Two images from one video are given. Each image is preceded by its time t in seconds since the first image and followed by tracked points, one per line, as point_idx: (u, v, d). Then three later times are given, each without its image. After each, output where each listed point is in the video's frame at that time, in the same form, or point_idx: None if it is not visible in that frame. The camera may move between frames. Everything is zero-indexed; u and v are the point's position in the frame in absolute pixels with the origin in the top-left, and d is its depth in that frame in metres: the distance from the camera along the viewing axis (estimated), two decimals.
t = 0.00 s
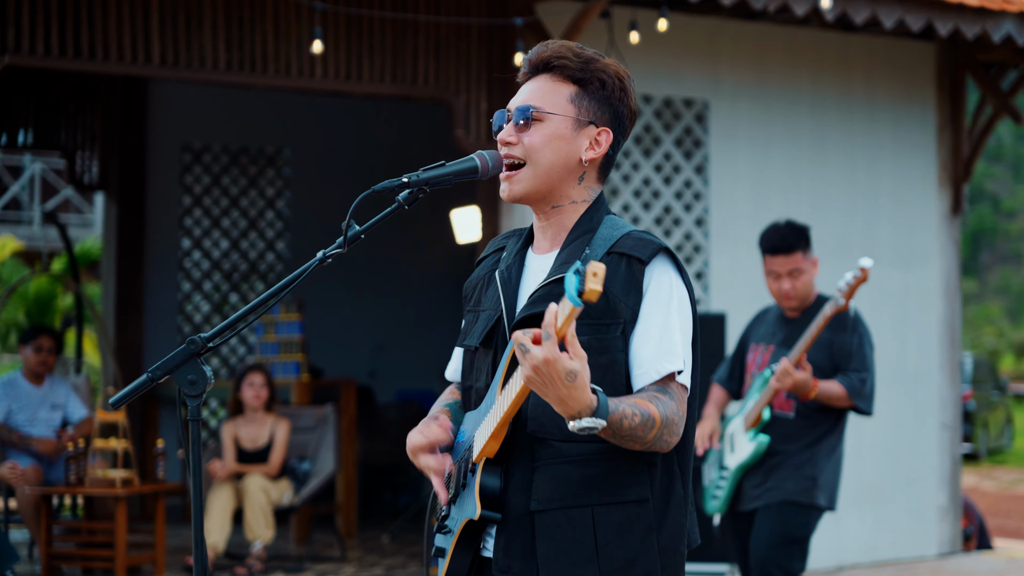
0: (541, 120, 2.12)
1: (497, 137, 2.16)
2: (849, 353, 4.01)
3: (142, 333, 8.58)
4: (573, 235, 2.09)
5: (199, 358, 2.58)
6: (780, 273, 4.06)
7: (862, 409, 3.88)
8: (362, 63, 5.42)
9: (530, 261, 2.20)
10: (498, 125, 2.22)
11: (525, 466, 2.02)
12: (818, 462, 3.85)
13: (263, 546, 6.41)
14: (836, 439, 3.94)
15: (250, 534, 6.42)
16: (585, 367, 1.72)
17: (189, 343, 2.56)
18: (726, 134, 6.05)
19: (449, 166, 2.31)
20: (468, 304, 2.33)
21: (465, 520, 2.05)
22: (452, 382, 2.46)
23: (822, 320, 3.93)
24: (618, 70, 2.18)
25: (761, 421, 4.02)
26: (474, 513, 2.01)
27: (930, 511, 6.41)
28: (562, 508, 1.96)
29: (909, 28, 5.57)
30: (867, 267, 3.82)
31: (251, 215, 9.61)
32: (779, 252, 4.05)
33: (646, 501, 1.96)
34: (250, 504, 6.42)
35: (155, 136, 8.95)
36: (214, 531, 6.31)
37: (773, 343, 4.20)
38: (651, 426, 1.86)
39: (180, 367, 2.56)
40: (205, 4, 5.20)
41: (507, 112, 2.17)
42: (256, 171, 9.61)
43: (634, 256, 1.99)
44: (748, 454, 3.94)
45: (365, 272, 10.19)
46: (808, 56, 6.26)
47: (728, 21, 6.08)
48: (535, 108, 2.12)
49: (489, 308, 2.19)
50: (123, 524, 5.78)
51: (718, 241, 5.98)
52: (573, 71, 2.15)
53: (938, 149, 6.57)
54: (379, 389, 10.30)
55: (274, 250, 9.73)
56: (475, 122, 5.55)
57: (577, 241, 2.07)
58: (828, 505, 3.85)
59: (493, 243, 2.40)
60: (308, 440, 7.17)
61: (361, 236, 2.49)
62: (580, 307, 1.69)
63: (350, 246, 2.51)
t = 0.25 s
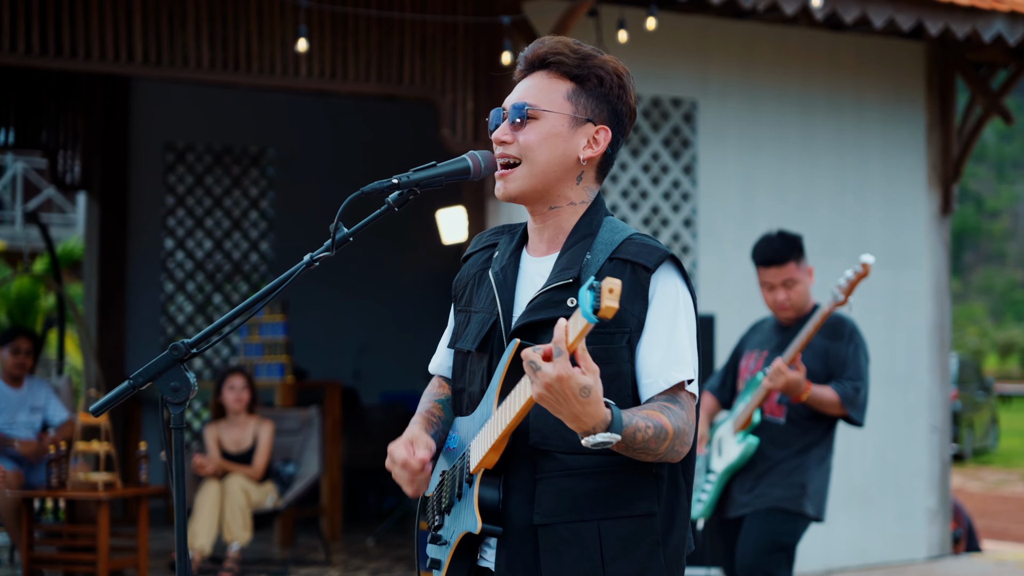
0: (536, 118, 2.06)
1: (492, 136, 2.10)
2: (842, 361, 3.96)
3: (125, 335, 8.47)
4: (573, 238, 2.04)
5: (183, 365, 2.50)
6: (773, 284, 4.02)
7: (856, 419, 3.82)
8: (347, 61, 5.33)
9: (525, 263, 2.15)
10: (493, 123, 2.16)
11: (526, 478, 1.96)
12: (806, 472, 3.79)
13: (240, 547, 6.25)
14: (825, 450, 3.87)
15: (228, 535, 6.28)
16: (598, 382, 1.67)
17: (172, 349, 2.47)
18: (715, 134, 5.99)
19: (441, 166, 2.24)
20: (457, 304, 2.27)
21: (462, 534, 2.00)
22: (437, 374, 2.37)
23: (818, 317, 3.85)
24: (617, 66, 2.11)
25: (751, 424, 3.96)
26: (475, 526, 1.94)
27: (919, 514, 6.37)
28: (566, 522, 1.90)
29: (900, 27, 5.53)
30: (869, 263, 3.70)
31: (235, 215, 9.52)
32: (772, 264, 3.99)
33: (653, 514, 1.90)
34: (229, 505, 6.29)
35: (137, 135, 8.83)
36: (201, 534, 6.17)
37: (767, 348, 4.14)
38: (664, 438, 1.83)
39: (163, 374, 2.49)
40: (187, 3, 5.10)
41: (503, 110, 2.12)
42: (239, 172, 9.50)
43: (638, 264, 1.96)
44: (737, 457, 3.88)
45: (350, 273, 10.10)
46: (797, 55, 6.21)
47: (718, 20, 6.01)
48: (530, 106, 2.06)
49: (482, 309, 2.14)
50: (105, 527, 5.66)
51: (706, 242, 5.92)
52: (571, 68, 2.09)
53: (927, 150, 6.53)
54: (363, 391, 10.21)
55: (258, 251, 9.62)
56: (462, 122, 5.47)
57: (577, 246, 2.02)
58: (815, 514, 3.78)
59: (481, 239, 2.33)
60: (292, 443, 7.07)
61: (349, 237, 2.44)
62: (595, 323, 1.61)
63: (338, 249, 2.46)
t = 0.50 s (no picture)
0: (529, 118, 2.01)
1: (485, 136, 2.06)
2: (833, 358, 3.90)
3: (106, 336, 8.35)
4: (573, 243, 1.99)
5: (167, 371, 2.42)
6: (771, 257, 4.04)
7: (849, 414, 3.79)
8: (331, 59, 5.24)
9: (523, 265, 2.11)
10: (485, 122, 2.12)
11: (527, 492, 1.90)
12: (806, 470, 3.74)
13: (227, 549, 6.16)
14: (822, 449, 3.84)
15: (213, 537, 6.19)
16: (606, 402, 1.62)
17: (156, 355, 2.39)
18: (702, 133, 5.93)
19: (434, 166, 2.18)
20: (450, 306, 2.22)
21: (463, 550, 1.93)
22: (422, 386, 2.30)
23: (806, 322, 3.79)
24: (612, 62, 2.06)
25: (745, 430, 3.87)
26: (477, 543, 1.87)
27: (908, 517, 6.33)
28: (570, 537, 1.84)
29: (889, 25, 5.49)
30: (853, 267, 3.68)
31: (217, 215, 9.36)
32: (776, 234, 4.07)
33: (658, 527, 1.86)
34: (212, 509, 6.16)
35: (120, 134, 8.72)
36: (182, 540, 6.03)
37: (755, 348, 4.09)
38: (668, 454, 1.79)
39: (146, 380, 2.41)
40: None
41: (495, 109, 2.07)
42: (222, 171, 9.37)
43: (644, 270, 1.91)
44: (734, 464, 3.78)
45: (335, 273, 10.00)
46: (785, 54, 6.15)
47: (705, 18, 5.96)
48: (523, 106, 2.02)
49: (478, 314, 2.10)
50: (86, 532, 5.55)
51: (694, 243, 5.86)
52: (565, 66, 2.03)
53: (916, 149, 6.49)
54: (346, 392, 10.10)
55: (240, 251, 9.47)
56: (448, 121, 5.40)
57: (578, 252, 1.96)
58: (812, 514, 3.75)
59: (473, 240, 2.28)
60: (275, 445, 6.95)
61: (339, 239, 2.33)
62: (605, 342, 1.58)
63: (327, 250, 2.36)
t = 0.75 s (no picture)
0: (506, 113, 2.00)
1: (463, 135, 2.05)
2: (808, 353, 3.89)
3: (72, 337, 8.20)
4: (557, 243, 1.97)
5: (136, 378, 2.39)
6: (742, 250, 4.00)
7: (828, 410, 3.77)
8: (300, 57, 5.15)
9: (506, 264, 2.08)
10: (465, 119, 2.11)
11: (513, 502, 1.90)
12: (787, 470, 3.70)
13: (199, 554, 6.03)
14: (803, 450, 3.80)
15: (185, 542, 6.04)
16: (589, 411, 1.57)
17: (124, 362, 2.36)
18: (676, 132, 5.90)
19: (413, 165, 2.16)
20: (434, 309, 2.21)
21: (444, 561, 1.92)
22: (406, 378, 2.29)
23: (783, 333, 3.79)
24: (592, 52, 2.03)
25: (724, 436, 3.85)
26: (458, 555, 1.87)
27: (882, 519, 6.32)
28: (557, 548, 1.84)
29: (865, 24, 5.48)
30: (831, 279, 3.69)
31: (185, 214, 9.23)
32: (746, 226, 4.03)
33: (647, 537, 1.85)
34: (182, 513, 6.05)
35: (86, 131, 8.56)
36: (149, 544, 5.89)
37: (726, 346, 4.13)
38: (654, 462, 1.74)
39: (114, 386, 2.38)
40: None
41: (473, 106, 2.06)
42: (189, 170, 9.24)
43: (629, 271, 1.87)
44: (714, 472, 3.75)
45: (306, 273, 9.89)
46: (759, 52, 6.13)
47: (679, 15, 5.91)
48: (499, 101, 2.01)
49: (460, 317, 2.07)
50: (52, 536, 5.42)
51: (667, 243, 5.82)
52: (542, 58, 2.02)
53: (891, 149, 6.49)
54: (316, 393, 9.98)
55: (208, 251, 9.32)
56: (419, 121, 5.33)
57: (562, 252, 1.94)
58: (796, 512, 3.70)
59: (456, 237, 2.27)
60: (244, 447, 6.83)
61: (315, 241, 2.28)
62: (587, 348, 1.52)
63: (303, 253, 2.31)
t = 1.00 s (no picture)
0: (486, 109, 1.96)
1: (444, 132, 2.01)
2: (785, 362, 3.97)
3: (43, 338, 8.05)
4: (540, 240, 1.93)
5: (108, 384, 2.28)
6: (710, 259, 3.93)
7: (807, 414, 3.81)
8: (273, 55, 5.07)
9: (490, 265, 2.04)
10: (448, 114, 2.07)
11: (496, 510, 1.86)
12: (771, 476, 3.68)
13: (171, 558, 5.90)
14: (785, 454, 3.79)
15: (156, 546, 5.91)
16: (562, 412, 1.53)
17: (96, 366, 2.26)
18: (653, 130, 5.88)
19: (394, 163, 2.09)
20: (418, 310, 2.17)
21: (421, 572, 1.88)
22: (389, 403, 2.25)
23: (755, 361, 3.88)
24: (576, 43, 1.99)
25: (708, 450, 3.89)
26: (434, 564, 1.85)
27: (862, 521, 6.33)
28: (542, 558, 1.80)
29: (844, 21, 5.51)
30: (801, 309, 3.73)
31: (157, 214, 9.13)
32: (710, 238, 3.93)
33: (638, 547, 1.81)
34: (153, 517, 5.93)
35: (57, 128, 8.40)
36: (119, 546, 5.78)
37: (702, 352, 4.16)
38: (641, 464, 1.69)
39: (85, 394, 2.27)
40: None
41: (454, 102, 2.02)
42: (161, 169, 9.13)
43: (612, 268, 1.84)
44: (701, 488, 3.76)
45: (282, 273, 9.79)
46: (737, 50, 6.12)
47: (655, 13, 5.89)
48: (480, 96, 1.97)
49: (443, 319, 2.03)
50: (23, 540, 5.30)
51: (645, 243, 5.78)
52: (524, 51, 1.98)
53: (869, 148, 6.50)
54: (289, 395, 9.88)
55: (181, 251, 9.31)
56: (394, 119, 5.28)
57: (545, 250, 1.90)
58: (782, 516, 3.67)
59: (439, 240, 2.24)
60: (216, 449, 6.74)
61: (292, 243, 2.17)
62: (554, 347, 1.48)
63: (281, 255, 2.18)
